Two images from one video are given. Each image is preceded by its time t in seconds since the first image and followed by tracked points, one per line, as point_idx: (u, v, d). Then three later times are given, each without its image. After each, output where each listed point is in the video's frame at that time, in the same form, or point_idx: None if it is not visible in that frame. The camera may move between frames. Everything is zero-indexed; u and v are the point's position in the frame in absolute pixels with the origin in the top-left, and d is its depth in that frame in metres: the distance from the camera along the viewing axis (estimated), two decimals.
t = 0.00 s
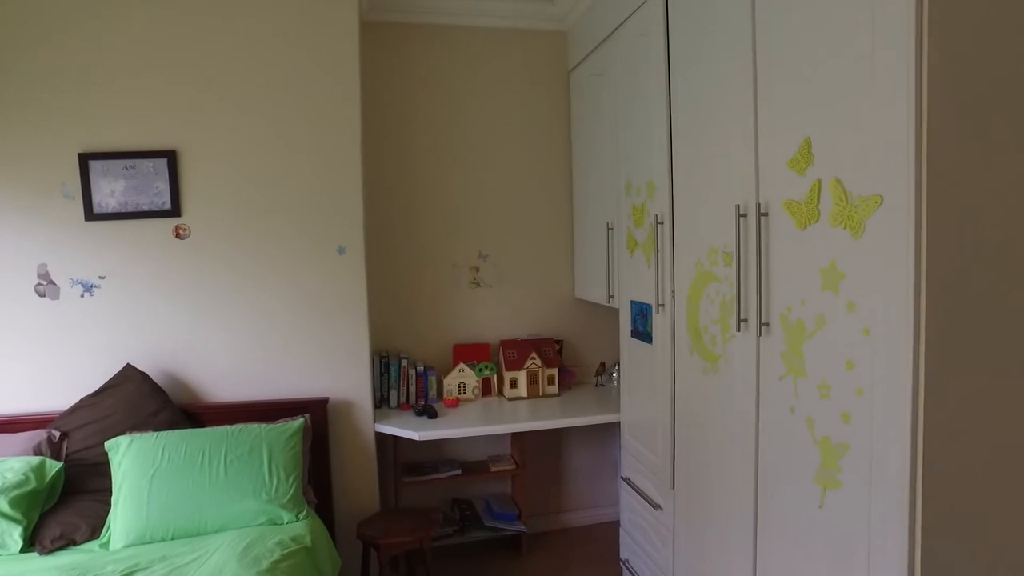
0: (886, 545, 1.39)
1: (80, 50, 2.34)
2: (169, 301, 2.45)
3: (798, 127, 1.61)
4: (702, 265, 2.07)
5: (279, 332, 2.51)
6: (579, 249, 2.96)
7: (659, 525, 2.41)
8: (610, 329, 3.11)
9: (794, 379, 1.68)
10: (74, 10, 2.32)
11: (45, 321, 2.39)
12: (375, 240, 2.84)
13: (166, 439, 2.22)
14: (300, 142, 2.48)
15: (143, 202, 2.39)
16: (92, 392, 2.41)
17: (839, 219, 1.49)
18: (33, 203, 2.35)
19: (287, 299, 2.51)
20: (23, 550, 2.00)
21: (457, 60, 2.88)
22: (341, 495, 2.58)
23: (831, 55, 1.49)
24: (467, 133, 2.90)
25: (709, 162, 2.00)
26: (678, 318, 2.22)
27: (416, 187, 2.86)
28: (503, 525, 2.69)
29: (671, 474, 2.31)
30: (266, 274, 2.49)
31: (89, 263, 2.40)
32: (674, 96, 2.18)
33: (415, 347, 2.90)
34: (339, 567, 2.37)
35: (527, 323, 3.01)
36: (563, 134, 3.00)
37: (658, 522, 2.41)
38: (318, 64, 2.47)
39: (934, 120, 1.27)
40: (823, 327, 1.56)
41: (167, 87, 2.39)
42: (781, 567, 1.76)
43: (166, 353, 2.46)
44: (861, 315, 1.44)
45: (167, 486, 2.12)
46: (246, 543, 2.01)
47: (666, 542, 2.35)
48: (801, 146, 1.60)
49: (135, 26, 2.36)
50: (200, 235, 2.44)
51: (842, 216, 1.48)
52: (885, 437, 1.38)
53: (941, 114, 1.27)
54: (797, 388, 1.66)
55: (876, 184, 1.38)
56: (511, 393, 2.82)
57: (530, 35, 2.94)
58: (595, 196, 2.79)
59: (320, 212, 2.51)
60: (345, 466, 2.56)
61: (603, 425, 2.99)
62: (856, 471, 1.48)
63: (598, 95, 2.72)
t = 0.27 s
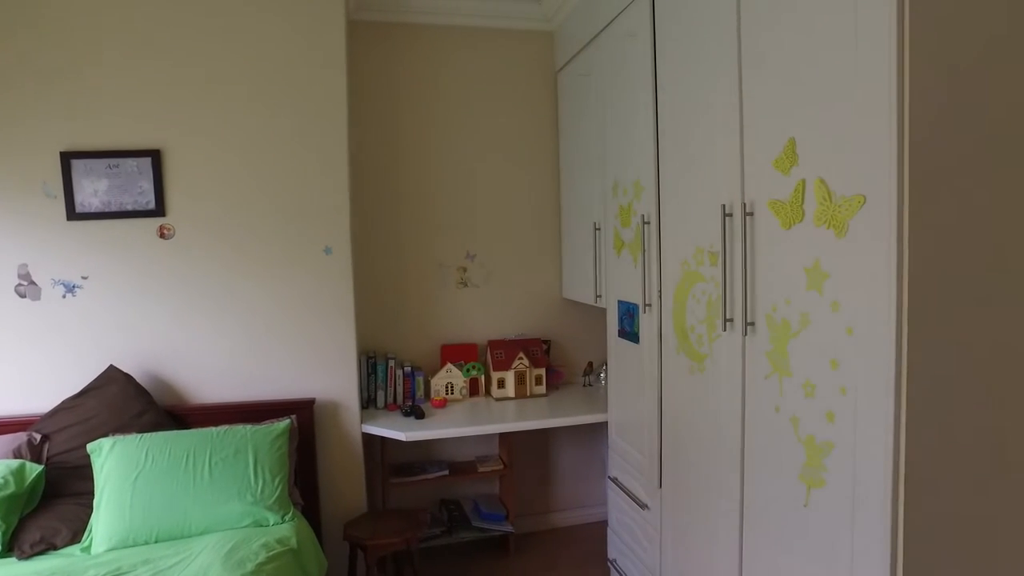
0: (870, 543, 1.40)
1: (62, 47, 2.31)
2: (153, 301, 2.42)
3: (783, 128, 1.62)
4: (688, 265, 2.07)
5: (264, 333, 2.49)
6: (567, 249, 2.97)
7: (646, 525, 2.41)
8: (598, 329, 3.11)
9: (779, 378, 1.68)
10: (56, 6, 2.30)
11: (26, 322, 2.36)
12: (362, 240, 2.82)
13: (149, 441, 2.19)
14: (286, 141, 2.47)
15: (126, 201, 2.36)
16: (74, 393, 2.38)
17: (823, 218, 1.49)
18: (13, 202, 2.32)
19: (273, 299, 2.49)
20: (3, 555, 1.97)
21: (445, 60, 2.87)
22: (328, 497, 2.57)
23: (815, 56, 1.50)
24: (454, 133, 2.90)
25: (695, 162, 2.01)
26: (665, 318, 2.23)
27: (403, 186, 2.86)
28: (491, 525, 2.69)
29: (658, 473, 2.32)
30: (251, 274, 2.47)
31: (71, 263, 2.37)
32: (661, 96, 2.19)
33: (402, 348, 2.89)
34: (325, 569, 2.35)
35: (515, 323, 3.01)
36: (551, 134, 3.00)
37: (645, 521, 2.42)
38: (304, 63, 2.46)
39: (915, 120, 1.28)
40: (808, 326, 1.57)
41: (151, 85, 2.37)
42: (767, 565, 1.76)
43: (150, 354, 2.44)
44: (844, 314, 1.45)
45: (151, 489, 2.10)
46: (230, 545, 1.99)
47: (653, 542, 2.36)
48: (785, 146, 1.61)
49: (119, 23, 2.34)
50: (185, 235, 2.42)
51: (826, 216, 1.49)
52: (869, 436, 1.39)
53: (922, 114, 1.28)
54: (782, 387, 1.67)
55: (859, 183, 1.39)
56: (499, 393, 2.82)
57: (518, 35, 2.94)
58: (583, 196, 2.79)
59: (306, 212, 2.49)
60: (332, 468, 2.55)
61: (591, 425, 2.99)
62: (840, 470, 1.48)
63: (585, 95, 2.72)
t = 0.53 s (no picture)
0: (851, 542, 1.41)
1: (41, 45, 2.28)
2: (133, 302, 2.39)
3: (766, 128, 1.62)
4: (672, 265, 2.08)
5: (248, 334, 2.47)
6: (553, 249, 2.96)
7: (632, 525, 2.41)
8: (584, 330, 3.11)
9: (762, 377, 1.69)
10: (34, 3, 2.26)
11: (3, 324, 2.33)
12: (347, 240, 2.81)
13: (130, 444, 2.16)
14: (269, 141, 2.45)
15: (106, 201, 2.33)
16: (53, 396, 2.34)
17: (805, 218, 1.50)
18: None
19: (257, 300, 2.47)
20: None
21: (430, 59, 2.86)
22: (312, 499, 2.55)
23: (797, 57, 1.50)
24: (440, 133, 2.89)
25: (680, 162, 2.01)
26: (650, 318, 2.23)
27: (388, 186, 2.84)
28: (477, 526, 2.69)
29: (644, 473, 2.32)
30: (234, 275, 2.45)
31: (49, 264, 2.34)
32: (645, 96, 2.19)
33: (388, 349, 2.88)
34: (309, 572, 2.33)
35: (501, 323, 3.00)
36: (537, 134, 3.00)
37: (631, 521, 2.42)
38: (288, 61, 2.44)
39: (896, 120, 1.29)
40: (791, 325, 1.57)
41: (132, 84, 2.34)
42: (750, 564, 1.77)
43: (131, 356, 2.41)
44: (826, 313, 1.45)
45: (131, 493, 2.07)
46: (212, 548, 1.97)
47: (639, 542, 2.36)
48: (768, 145, 1.62)
49: (98, 20, 2.31)
50: (166, 235, 2.40)
51: (808, 216, 1.49)
52: (851, 435, 1.40)
53: (902, 115, 1.29)
54: (765, 386, 1.68)
55: (840, 183, 1.39)
56: (485, 394, 2.81)
57: (503, 34, 2.93)
58: (568, 196, 2.79)
59: (290, 212, 2.47)
60: (316, 470, 2.53)
61: (577, 425, 2.98)
62: (822, 469, 1.49)
63: (570, 94, 2.72)
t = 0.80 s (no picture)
0: (832, 541, 1.41)
1: (17, 41, 2.24)
2: (113, 303, 2.36)
3: (748, 128, 1.63)
4: (656, 265, 2.08)
5: (230, 335, 2.45)
6: (538, 249, 2.96)
7: (617, 525, 2.41)
8: (570, 330, 3.11)
9: (745, 377, 1.69)
10: None
11: None
12: (331, 240, 2.79)
13: (109, 447, 2.13)
14: (251, 140, 2.42)
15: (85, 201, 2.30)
16: (30, 398, 2.31)
17: (787, 218, 1.50)
18: None
19: (239, 300, 2.45)
20: None
21: (415, 59, 2.84)
22: (296, 501, 2.53)
23: (779, 58, 1.51)
24: (424, 132, 2.87)
25: (663, 162, 2.01)
26: (634, 317, 2.23)
27: (372, 186, 2.82)
28: (462, 527, 2.68)
29: (628, 473, 2.32)
30: (216, 275, 2.43)
31: (26, 264, 2.30)
32: (629, 96, 2.19)
33: (372, 349, 2.86)
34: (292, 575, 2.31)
35: (486, 324, 2.99)
36: (522, 134, 2.99)
37: (616, 522, 2.41)
38: (270, 60, 2.42)
39: (875, 121, 1.29)
40: (773, 325, 1.58)
41: (111, 82, 2.31)
42: (733, 563, 1.77)
43: (111, 358, 2.38)
44: (808, 313, 1.46)
45: (109, 496, 2.04)
46: (193, 552, 1.94)
47: (624, 542, 2.36)
48: (750, 145, 1.62)
49: (77, 17, 2.27)
50: (146, 236, 2.37)
51: (790, 216, 1.50)
52: (832, 434, 1.40)
53: (882, 115, 1.30)
54: (748, 386, 1.68)
55: (821, 183, 1.40)
56: (470, 395, 2.80)
57: (489, 34, 2.92)
58: (553, 196, 2.79)
59: (272, 212, 2.45)
60: (300, 471, 2.51)
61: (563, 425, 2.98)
62: (803, 468, 1.50)
63: (556, 94, 2.71)
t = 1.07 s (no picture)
0: (814, 539, 1.42)
1: None
2: (92, 304, 2.33)
3: (731, 128, 1.63)
4: (640, 265, 2.08)
5: (212, 336, 2.42)
6: (523, 250, 2.95)
7: (602, 525, 2.41)
8: (555, 330, 3.11)
9: (728, 377, 1.69)
10: None
11: None
12: (315, 241, 2.77)
13: (87, 451, 2.10)
14: (233, 139, 2.40)
15: (63, 200, 2.26)
16: (6, 401, 2.27)
17: (769, 218, 1.51)
18: None
19: (221, 301, 2.42)
20: None
21: (400, 58, 2.83)
22: (280, 504, 2.51)
23: (761, 59, 1.51)
24: (408, 132, 2.86)
25: (647, 162, 2.01)
26: (618, 317, 2.23)
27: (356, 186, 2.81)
28: (448, 528, 2.67)
29: (614, 473, 2.32)
30: (198, 276, 2.40)
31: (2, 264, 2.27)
32: (613, 96, 2.19)
33: (357, 350, 2.84)
34: None
35: (472, 325, 2.98)
36: (508, 134, 2.99)
37: (602, 522, 2.41)
38: (252, 59, 2.39)
39: (855, 122, 1.30)
40: (755, 325, 1.58)
41: (89, 80, 2.27)
42: (717, 562, 1.77)
43: (90, 360, 2.35)
44: (790, 313, 1.46)
45: (87, 501, 2.01)
46: (174, 556, 1.91)
47: (609, 542, 2.35)
48: (733, 145, 1.62)
49: (54, 14, 2.24)
50: (126, 236, 2.34)
51: (772, 216, 1.50)
52: (814, 434, 1.41)
53: (862, 115, 1.30)
54: (731, 385, 1.68)
55: (803, 182, 1.40)
56: (455, 395, 2.80)
57: (474, 34, 2.91)
58: (538, 196, 2.78)
59: (255, 212, 2.43)
60: (283, 474, 2.49)
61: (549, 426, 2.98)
62: (785, 467, 1.50)
63: (541, 94, 2.71)
